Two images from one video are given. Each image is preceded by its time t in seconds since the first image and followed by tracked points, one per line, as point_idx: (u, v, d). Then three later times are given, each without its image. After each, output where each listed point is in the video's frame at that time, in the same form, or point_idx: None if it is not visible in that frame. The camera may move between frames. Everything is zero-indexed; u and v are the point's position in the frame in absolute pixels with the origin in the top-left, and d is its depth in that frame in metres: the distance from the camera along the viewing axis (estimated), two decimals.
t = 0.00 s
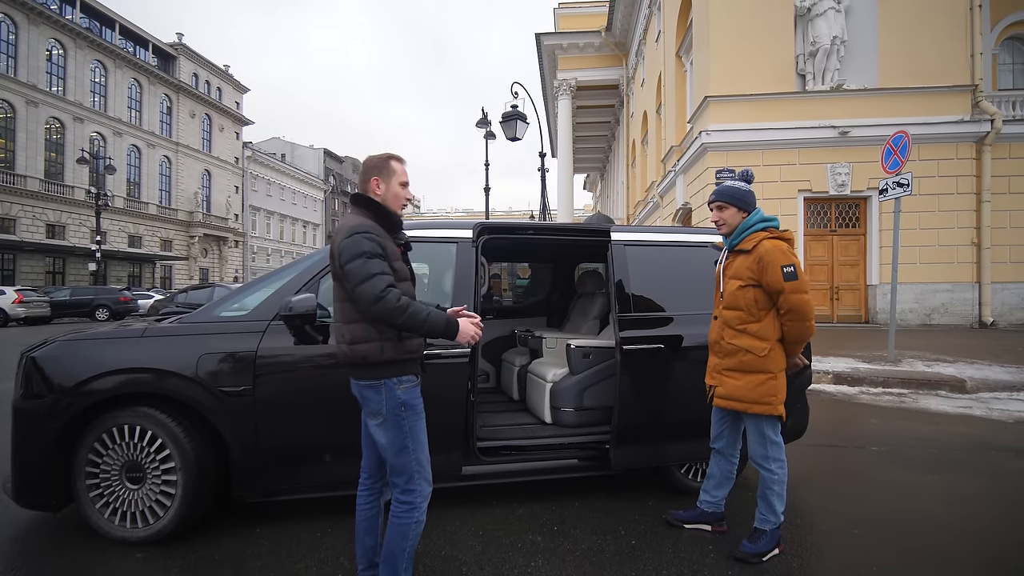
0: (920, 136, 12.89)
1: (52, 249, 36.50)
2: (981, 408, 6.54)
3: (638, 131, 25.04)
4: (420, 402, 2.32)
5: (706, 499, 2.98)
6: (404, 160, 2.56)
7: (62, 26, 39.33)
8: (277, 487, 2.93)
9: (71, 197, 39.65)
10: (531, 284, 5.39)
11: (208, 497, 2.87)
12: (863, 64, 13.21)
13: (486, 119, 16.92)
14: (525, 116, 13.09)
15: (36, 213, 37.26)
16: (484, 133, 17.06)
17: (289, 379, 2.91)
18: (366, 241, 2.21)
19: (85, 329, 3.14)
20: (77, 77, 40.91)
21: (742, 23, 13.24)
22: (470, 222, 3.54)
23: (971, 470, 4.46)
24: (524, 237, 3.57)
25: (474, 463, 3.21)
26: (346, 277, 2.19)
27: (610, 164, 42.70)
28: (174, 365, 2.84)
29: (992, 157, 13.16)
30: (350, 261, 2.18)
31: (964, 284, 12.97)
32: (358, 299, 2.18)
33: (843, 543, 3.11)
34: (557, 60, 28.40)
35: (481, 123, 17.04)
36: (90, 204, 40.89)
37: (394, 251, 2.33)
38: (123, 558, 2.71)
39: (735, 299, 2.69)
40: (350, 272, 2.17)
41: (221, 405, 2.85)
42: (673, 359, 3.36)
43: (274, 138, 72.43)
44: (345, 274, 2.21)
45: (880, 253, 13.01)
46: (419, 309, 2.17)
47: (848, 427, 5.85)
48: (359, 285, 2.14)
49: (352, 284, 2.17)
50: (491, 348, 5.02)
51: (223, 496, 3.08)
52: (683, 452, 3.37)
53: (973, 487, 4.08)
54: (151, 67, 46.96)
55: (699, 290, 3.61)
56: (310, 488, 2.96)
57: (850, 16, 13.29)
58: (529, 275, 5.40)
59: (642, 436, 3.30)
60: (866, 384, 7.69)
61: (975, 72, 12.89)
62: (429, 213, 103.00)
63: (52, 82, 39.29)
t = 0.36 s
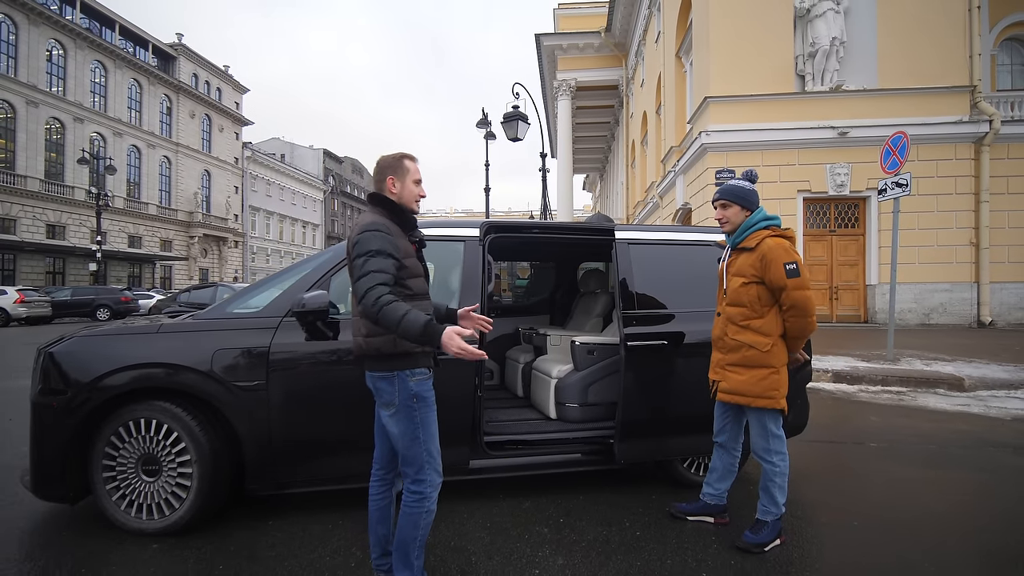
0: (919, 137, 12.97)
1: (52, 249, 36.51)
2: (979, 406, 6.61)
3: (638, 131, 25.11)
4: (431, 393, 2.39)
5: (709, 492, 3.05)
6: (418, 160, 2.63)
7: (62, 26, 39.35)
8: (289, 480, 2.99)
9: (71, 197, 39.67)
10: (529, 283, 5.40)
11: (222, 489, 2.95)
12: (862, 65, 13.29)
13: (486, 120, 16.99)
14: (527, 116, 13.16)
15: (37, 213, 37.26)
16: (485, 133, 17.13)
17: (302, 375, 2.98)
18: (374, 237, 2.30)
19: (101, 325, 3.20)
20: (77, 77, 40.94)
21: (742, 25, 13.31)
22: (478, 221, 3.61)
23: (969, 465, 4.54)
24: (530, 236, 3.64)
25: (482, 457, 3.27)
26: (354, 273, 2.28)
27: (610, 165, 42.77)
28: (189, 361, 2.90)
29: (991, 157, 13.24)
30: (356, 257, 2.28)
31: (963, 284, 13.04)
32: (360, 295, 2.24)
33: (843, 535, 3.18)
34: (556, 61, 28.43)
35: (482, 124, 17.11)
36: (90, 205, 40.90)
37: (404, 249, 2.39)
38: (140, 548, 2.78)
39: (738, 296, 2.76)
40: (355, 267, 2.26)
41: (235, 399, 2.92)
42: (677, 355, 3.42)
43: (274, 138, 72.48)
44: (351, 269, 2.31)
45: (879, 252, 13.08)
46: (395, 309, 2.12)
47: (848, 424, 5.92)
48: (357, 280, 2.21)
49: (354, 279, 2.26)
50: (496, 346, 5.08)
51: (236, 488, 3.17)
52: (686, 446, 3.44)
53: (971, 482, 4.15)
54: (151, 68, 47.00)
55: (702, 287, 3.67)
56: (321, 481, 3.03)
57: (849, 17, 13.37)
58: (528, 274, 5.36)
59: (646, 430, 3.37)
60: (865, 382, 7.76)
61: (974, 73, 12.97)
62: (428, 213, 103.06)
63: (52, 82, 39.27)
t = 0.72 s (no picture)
0: (918, 136, 13.01)
1: (54, 248, 36.61)
2: (975, 404, 6.67)
3: (638, 130, 25.15)
4: (435, 390, 2.46)
5: (705, 487, 3.11)
6: (423, 164, 2.70)
7: (64, 26, 39.40)
8: (294, 475, 3.06)
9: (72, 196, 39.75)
10: (531, 283, 5.45)
11: (228, 485, 3.02)
12: (862, 64, 13.33)
13: (486, 119, 17.05)
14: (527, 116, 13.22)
15: (39, 212, 37.33)
16: (485, 133, 17.18)
17: (306, 373, 3.04)
18: (393, 239, 2.36)
19: (106, 325, 3.26)
20: (78, 77, 41.04)
21: (742, 25, 13.36)
22: (479, 221, 3.67)
23: (963, 462, 4.60)
24: (530, 236, 3.69)
25: (482, 453, 3.33)
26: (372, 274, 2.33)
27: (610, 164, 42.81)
28: (195, 359, 2.97)
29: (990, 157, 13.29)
30: (377, 258, 2.32)
31: (962, 283, 13.08)
32: (380, 295, 2.31)
33: (836, 530, 3.24)
34: (557, 61, 28.44)
35: (482, 123, 17.17)
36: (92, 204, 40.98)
37: (415, 251, 2.47)
38: (148, 542, 2.85)
39: (736, 296, 2.81)
40: (377, 269, 2.31)
41: (241, 396, 2.99)
42: (674, 353, 3.48)
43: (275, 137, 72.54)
44: (370, 270, 2.35)
45: (879, 252, 13.13)
46: (432, 313, 2.27)
47: (845, 422, 5.98)
48: (382, 282, 2.28)
49: (376, 280, 2.31)
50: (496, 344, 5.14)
51: (241, 483, 3.24)
52: (683, 443, 3.50)
53: (965, 479, 4.20)
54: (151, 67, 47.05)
55: (698, 286, 3.73)
56: (325, 476, 3.09)
57: (849, 16, 13.41)
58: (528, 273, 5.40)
59: (643, 428, 3.43)
60: (862, 380, 7.82)
61: (973, 72, 13.01)
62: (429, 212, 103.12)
63: (54, 81, 39.33)
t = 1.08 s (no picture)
0: (920, 136, 13.00)
1: (60, 249, 36.90)
2: (974, 404, 6.69)
3: (639, 130, 25.20)
4: (430, 384, 2.54)
5: (692, 483, 3.16)
6: (417, 166, 2.77)
7: (69, 28, 39.68)
8: (292, 470, 3.13)
9: (77, 197, 40.05)
10: (534, 281, 5.51)
11: (227, 478, 3.09)
12: (863, 64, 13.33)
13: (488, 119, 17.11)
14: (527, 117, 13.29)
15: (44, 213, 37.62)
16: (486, 133, 17.25)
17: (304, 370, 3.11)
18: (396, 240, 2.43)
19: (110, 322, 3.34)
20: (83, 79, 41.31)
21: (743, 25, 13.38)
22: (474, 221, 3.73)
23: (957, 460, 4.64)
24: (524, 236, 3.75)
25: (476, 449, 3.39)
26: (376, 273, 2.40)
27: (612, 164, 42.79)
28: (195, 356, 3.04)
29: (993, 156, 13.26)
30: (382, 257, 2.39)
31: (964, 283, 13.06)
32: (386, 293, 2.39)
33: (826, 524, 3.28)
34: (558, 61, 28.48)
35: (483, 124, 17.23)
36: (97, 205, 41.24)
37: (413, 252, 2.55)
38: (150, 534, 2.93)
39: (724, 295, 2.86)
40: (384, 268, 2.37)
41: (240, 392, 3.05)
42: (666, 351, 3.54)
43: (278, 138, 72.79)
44: (375, 270, 2.41)
45: (880, 252, 13.13)
46: (441, 306, 2.40)
47: (842, 421, 6.01)
48: (390, 281, 2.36)
49: (383, 279, 2.38)
50: (493, 343, 5.19)
51: (241, 477, 3.31)
52: (674, 440, 3.56)
53: (958, 476, 4.24)
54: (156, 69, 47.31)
55: (690, 286, 3.78)
56: (321, 471, 3.16)
57: (850, 16, 13.40)
58: (529, 274, 5.47)
59: (634, 424, 3.48)
60: (861, 380, 7.85)
61: (975, 71, 13.00)
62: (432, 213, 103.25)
63: (60, 83, 39.60)
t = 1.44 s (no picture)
0: (925, 134, 12.95)
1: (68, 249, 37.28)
2: (976, 403, 6.67)
3: (641, 130, 25.19)
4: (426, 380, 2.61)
5: (671, 485, 3.14)
6: (413, 167, 2.82)
7: (76, 31, 40.07)
8: (294, 463, 3.20)
9: (85, 198, 40.45)
10: (535, 281, 5.51)
11: (231, 471, 3.20)
12: (866, 61, 13.29)
13: (489, 119, 17.15)
14: (527, 117, 13.34)
15: (52, 214, 38.03)
16: (487, 132, 17.30)
17: (304, 366, 3.17)
18: (391, 239, 2.49)
19: (117, 319, 3.45)
20: (90, 81, 41.69)
21: (744, 24, 13.39)
22: (471, 221, 3.79)
23: (955, 458, 4.66)
24: (521, 235, 3.80)
25: (473, 445, 3.44)
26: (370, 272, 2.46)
27: (615, 164, 42.75)
28: (199, 352, 3.13)
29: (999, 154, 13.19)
30: (377, 257, 2.45)
31: (969, 283, 12.99)
32: (379, 291, 2.45)
33: (819, 520, 3.31)
34: (559, 60, 28.50)
35: (484, 123, 17.29)
36: (104, 206, 41.64)
37: (409, 252, 2.60)
38: (156, 524, 3.07)
39: (701, 292, 2.91)
40: (377, 267, 2.43)
41: (242, 387, 3.14)
42: (661, 348, 3.58)
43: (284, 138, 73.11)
44: (370, 269, 2.48)
45: (884, 251, 13.09)
46: (432, 305, 2.46)
47: (842, 419, 6.02)
48: (383, 280, 2.42)
49: (376, 279, 2.44)
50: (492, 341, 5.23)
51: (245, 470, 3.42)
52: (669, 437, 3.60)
53: (954, 473, 4.25)
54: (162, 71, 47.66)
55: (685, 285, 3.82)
56: (322, 465, 3.23)
57: (853, 13, 13.37)
58: (530, 274, 5.49)
59: (629, 421, 3.53)
60: (862, 379, 7.85)
61: (980, 69, 12.94)
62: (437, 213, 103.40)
63: (67, 86, 39.99)
